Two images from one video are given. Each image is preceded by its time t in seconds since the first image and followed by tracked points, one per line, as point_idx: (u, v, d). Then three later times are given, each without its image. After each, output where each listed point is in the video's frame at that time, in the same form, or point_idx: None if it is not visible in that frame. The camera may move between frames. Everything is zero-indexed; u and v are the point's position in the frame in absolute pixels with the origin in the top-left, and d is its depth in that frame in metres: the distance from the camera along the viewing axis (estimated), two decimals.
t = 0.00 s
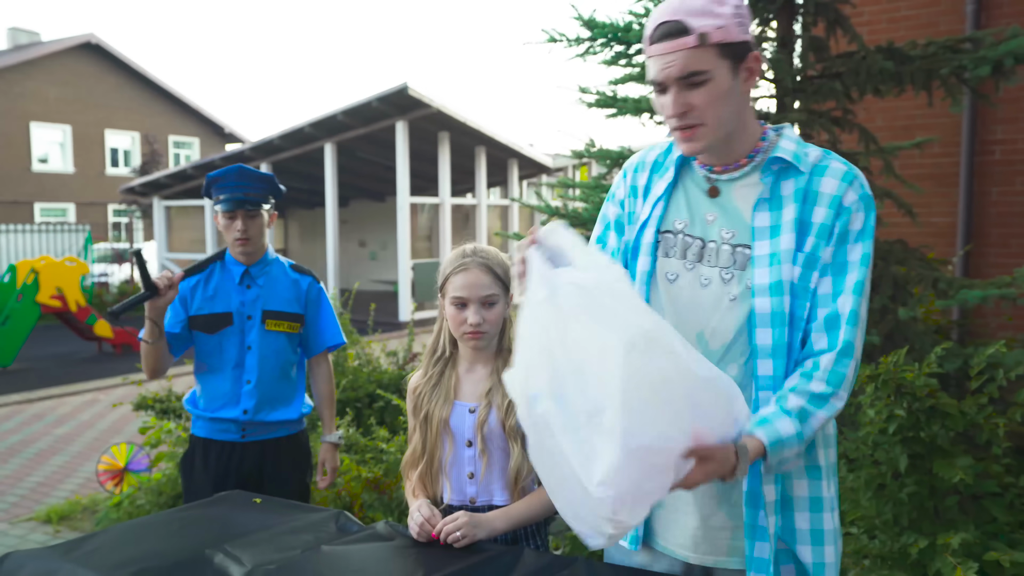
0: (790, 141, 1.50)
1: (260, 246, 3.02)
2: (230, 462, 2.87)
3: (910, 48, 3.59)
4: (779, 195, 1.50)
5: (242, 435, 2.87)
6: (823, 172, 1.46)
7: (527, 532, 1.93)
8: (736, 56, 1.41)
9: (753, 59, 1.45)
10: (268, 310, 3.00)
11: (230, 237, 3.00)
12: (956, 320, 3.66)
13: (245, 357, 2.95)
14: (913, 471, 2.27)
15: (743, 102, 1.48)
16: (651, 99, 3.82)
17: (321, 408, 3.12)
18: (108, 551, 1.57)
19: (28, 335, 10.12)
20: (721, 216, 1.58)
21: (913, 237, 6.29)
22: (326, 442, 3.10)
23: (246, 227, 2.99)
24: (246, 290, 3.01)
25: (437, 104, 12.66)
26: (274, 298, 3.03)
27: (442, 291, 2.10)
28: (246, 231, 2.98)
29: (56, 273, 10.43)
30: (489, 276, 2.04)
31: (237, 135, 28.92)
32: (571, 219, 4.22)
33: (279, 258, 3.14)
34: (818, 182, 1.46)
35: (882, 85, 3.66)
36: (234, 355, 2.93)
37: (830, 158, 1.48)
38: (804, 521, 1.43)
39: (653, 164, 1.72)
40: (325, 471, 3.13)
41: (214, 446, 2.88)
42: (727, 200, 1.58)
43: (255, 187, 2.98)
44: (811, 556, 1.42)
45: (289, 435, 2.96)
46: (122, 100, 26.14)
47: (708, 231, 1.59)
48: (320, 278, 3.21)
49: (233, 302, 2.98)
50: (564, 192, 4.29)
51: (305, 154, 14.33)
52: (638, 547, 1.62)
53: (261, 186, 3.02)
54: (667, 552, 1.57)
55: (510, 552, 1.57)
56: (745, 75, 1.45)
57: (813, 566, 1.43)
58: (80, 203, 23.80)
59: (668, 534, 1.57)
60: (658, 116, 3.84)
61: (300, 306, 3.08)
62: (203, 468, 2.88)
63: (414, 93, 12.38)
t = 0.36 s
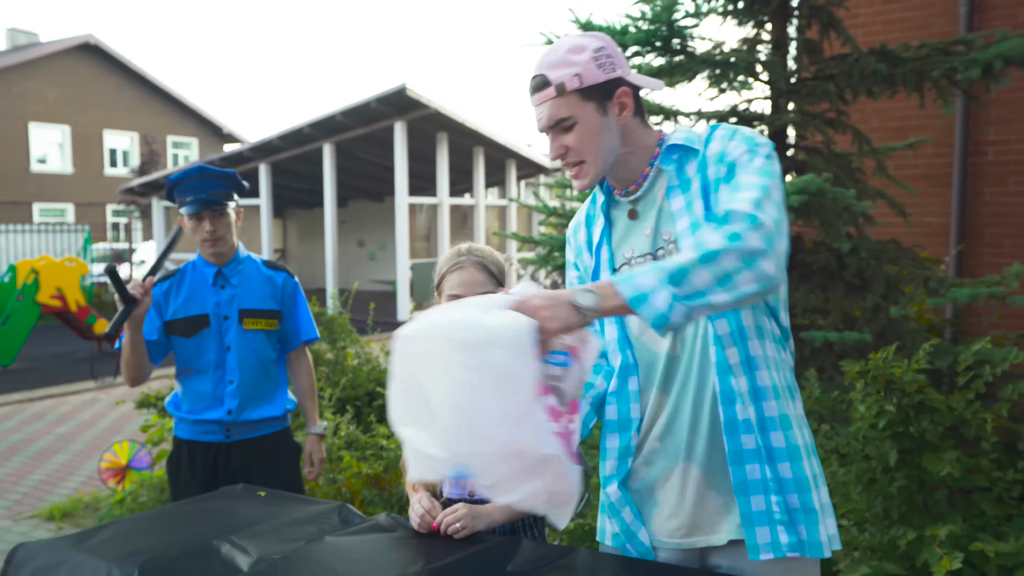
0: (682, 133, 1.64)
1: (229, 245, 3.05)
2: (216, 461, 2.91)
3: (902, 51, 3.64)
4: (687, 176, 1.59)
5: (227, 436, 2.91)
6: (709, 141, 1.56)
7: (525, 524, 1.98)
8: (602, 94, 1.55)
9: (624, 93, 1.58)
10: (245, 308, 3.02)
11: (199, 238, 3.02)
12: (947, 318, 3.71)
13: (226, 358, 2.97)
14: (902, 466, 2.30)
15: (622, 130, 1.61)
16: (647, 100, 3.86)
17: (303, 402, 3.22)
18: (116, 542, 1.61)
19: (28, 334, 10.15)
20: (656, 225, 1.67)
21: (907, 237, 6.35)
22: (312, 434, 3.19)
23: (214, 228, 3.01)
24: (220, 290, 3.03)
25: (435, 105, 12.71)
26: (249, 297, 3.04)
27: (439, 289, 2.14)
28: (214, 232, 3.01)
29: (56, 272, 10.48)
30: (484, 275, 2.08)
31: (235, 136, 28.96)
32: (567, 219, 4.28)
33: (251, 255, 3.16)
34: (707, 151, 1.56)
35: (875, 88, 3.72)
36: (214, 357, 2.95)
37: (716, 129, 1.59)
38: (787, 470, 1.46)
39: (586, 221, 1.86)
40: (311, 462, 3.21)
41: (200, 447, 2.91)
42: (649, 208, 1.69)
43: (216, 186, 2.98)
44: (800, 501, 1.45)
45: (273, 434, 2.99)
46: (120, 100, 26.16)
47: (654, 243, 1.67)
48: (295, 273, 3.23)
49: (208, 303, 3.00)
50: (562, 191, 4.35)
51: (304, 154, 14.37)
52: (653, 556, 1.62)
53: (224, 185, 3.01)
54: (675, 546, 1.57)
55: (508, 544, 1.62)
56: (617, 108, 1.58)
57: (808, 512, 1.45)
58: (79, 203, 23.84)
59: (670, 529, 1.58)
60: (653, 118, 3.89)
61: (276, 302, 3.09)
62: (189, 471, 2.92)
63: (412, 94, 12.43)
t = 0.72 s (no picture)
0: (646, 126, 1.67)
1: (231, 244, 3.10)
2: (222, 460, 2.93)
3: (898, 52, 3.68)
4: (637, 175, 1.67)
5: (232, 433, 2.93)
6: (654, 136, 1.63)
7: (524, 515, 2.02)
8: (574, 108, 1.61)
9: (596, 102, 1.64)
10: (247, 305, 3.05)
11: (200, 237, 3.08)
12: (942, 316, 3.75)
13: (228, 355, 2.99)
14: (896, 461, 2.33)
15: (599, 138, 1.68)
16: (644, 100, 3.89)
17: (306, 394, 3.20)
18: (123, 535, 1.64)
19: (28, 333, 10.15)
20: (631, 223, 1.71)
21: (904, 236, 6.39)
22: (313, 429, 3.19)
23: (215, 227, 3.07)
24: (222, 288, 3.06)
25: (434, 104, 12.74)
26: (252, 294, 3.07)
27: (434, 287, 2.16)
28: (216, 231, 3.06)
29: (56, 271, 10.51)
30: (480, 274, 2.09)
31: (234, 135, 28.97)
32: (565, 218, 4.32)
33: (252, 253, 3.19)
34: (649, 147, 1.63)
35: (871, 88, 3.76)
36: (217, 353, 2.97)
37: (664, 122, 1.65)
38: (735, 440, 1.50)
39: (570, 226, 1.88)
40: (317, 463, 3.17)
41: (206, 444, 2.94)
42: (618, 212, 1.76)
43: (218, 186, 3.04)
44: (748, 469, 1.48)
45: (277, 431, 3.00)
46: (118, 99, 26.15)
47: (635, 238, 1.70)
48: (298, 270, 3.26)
49: (210, 301, 3.03)
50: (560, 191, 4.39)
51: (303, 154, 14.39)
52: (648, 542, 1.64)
53: (224, 185, 3.07)
54: (666, 527, 1.61)
55: (507, 535, 1.66)
56: (591, 117, 1.65)
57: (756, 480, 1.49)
58: (77, 203, 23.84)
59: (660, 510, 1.62)
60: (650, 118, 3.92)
61: (278, 299, 3.11)
62: (195, 470, 2.94)
63: (411, 94, 12.45)
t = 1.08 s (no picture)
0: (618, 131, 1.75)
1: (261, 240, 3.13)
2: (243, 453, 2.94)
3: (894, 53, 3.73)
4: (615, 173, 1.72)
5: (254, 426, 2.94)
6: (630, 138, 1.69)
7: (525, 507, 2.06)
8: (546, 120, 1.64)
9: (569, 114, 1.68)
10: (272, 300, 3.07)
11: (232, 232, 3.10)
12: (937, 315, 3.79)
13: (252, 348, 3.01)
14: (889, 455, 2.37)
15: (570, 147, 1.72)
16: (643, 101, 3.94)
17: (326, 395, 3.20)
18: (137, 522, 1.70)
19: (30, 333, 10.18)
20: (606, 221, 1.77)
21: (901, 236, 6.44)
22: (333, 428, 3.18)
23: (248, 223, 3.10)
24: (250, 283, 3.10)
25: (434, 104, 12.79)
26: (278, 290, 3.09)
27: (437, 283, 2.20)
28: (248, 227, 3.09)
29: (57, 271, 10.54)
30: (481, 273, 2.14)
31: (233, 136, 29.00)
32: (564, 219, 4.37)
33: (280, 251, 3.22)
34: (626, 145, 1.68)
35: (867, 88, 3.81)
36: (241, 346, 2.99)
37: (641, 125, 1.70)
38: (695, 433, 1.59)
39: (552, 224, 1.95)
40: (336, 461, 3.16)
41: (229, 436, 2.95)
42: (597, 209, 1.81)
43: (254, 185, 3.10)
44: (707, 460, 1.56)
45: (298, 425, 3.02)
46: (117, 99, 26.17)
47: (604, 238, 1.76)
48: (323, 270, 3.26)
49: (237, 295, 3.05)
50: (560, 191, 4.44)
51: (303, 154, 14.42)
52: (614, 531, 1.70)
53: (260, 184, 3.13)
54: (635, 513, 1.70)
55: (508, 525, 1.70)
56: (564, 128, 1.68)
57: (717, 471, 1.56)
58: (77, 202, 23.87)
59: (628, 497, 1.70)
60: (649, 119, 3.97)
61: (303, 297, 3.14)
62: (217, 464, 2.96)
63: (411, 94, 12.50)
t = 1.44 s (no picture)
0: (659, 135, 1.60)
1: (289, 237, 3.10)
2: (265, 441, 2.99)
3: (891, 52, 3.78)
4: (653, 182, 1.59)
5: (277, 415, 2.99)
6: (689, 158, 1.55)
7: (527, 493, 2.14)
8: (567, 108, 1.54)
9: (592, 106, 1.57)
10: (298, 296, 3.09)
11: (261, 228, 3.06)
12: (934, 311, 3.84)
13: (277, 341, 3.04)
14: (884, 446, 2.41)
15: (596, 137, 1.60)
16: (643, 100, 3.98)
17: (349, 389, 3.21)
18: (152, 508, 1.76)
19: (32, 331, 10.25)
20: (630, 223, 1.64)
21: (899, 234, 6.49)
22: (355, 422, 3.20)
23: (277, 220, 3.06)
24: (278, 277, 3.09)
25: (434, 104, 12.85)
26: (304, 285, 3.11)
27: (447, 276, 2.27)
28: (277, 225, 3.05)
29: (60, 270, 10.80)
30: (488, 265, 2.20)
31: (234, 135, 29.04)
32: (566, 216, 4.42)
33: (308, 247, 3.20)
34: (685, 161, 1.55)
35: (865, 88, 3.86)
36: (266, 339, 3.03)
37: (697, 142, 1.56)
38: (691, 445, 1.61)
39: (574, 198, 1.76)
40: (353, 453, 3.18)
41: (252, 425, 3.00)
42: (621, 205, 1.65)
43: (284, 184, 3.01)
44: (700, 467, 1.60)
45: (319, 417, 3.07)
46: (118, 99, 26.22)
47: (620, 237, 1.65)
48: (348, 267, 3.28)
49: (265, 288, 3.07)
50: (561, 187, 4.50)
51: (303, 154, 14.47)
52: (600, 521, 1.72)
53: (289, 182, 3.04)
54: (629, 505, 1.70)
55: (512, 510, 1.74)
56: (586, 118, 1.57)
57: (711, 475, 1.59)
58: (78, 202, 23.91)
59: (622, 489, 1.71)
60: (649, 117, 4.01)
61: (327, 292, 3.16)
62: (240, 449, 3.02)
63: (411, 93, 12.56)
